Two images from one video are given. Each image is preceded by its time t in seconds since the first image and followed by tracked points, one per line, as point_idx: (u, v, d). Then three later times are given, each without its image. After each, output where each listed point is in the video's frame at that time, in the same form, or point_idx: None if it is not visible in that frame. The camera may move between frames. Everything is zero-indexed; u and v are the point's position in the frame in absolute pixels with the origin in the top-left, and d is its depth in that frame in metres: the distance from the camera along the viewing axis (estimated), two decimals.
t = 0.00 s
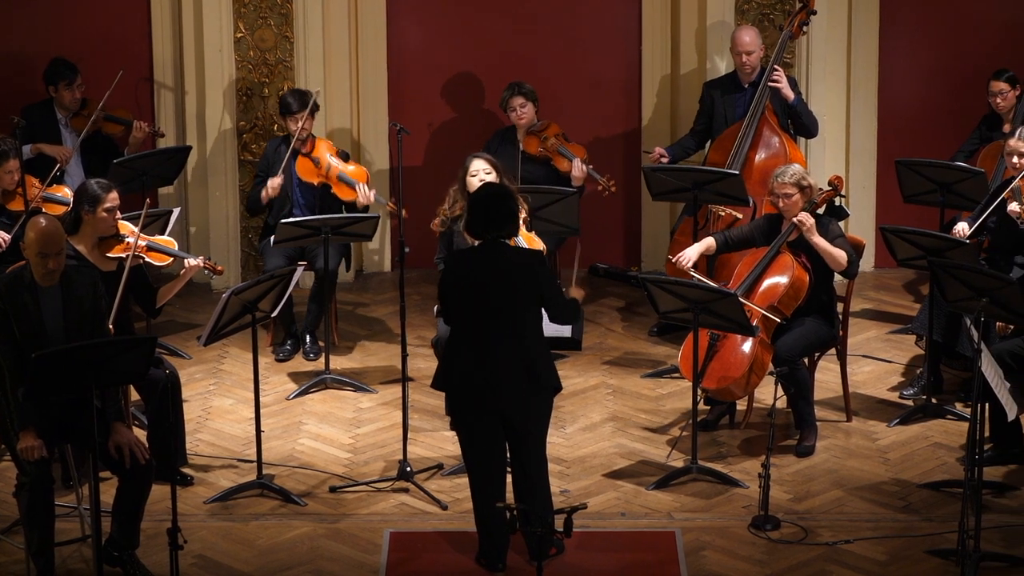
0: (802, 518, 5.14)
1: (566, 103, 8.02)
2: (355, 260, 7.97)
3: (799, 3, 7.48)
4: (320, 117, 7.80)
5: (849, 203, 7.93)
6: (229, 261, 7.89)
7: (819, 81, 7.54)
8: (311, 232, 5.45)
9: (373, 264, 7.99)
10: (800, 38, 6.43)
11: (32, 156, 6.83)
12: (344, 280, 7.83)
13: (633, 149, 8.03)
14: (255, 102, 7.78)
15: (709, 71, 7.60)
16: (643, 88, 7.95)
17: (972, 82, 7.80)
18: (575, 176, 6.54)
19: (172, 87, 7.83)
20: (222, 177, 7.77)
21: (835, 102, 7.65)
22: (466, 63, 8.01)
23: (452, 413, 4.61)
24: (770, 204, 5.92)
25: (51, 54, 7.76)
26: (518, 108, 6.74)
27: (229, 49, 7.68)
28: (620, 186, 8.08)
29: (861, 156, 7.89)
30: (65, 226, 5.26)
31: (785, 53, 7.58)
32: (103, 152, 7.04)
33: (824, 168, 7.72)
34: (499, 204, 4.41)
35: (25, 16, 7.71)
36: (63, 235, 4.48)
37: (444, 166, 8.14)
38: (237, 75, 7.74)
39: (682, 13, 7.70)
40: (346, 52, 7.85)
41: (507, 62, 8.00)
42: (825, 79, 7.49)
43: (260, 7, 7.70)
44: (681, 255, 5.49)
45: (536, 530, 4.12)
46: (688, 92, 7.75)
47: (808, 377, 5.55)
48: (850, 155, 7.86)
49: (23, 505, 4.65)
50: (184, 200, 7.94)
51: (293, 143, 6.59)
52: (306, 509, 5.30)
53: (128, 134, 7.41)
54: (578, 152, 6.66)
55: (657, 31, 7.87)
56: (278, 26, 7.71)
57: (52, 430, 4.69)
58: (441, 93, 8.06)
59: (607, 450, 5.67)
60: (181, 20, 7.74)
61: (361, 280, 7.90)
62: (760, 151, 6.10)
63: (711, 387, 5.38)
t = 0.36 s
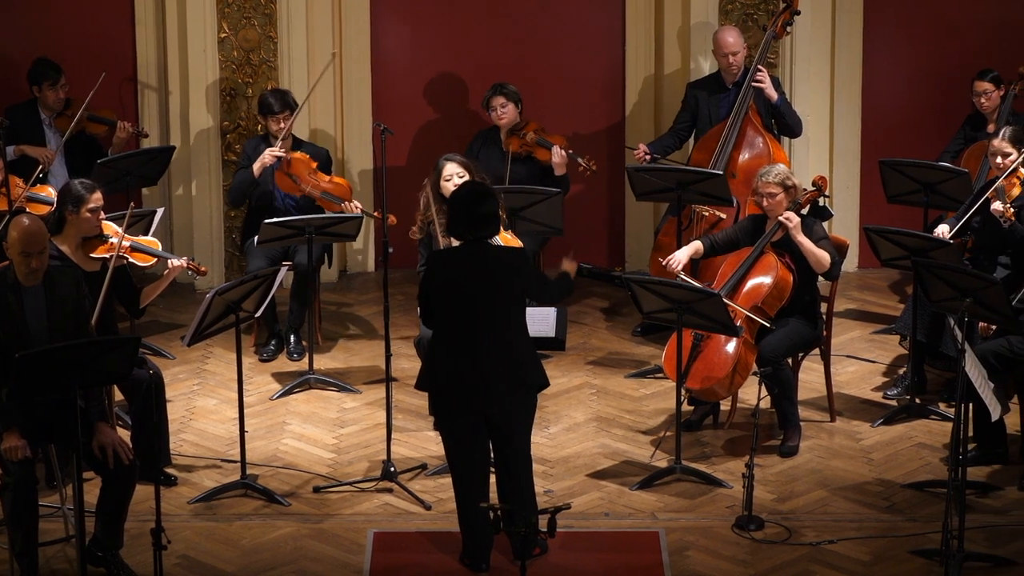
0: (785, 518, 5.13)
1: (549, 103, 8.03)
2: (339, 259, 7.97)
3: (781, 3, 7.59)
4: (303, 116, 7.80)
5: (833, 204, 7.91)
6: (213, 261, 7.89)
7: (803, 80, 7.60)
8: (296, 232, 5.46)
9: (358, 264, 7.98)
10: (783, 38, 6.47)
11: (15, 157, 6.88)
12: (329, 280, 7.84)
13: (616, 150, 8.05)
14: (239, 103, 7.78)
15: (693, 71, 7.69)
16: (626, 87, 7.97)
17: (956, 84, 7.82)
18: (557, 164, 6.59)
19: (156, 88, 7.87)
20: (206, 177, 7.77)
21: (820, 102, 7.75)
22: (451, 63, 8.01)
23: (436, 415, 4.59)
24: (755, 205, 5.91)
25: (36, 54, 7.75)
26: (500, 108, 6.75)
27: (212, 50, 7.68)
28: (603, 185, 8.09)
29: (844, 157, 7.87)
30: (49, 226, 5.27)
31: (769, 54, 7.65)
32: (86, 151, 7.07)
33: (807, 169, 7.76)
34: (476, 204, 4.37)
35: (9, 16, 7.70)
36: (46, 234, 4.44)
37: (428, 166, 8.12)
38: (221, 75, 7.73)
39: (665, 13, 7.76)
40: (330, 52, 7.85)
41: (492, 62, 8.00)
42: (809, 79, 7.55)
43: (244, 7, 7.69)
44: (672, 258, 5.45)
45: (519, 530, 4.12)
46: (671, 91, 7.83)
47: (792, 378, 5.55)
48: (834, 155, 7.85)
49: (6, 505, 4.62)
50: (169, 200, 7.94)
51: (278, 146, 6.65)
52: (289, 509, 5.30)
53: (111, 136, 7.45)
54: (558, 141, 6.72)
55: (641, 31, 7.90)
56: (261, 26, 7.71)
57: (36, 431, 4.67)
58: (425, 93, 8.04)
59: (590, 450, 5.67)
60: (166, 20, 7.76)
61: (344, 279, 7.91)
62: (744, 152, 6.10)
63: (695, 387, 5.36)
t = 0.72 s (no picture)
0: (769, 518, 5.13)
1: (533, 103, 8.04)
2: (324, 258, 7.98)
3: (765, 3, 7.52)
4: (287, 116, 7.77)
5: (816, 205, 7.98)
6: (196, 261, 7.88)
7: (786, 79, 7.59)
8: (279, 233, 5.47)
9: (342, 264, 7.99)
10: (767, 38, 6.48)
11: None
12: (312, 280, 7.85)
13: (600, 151, 8.06)
14: (223, 103, 7.77)
15: (676, 70, 7.67)
16: (608, 87, 7.99)
17: (938, 85, 7.84)
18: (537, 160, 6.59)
19: (140, 88, 7.86)
20: (190, 176, 7.77)
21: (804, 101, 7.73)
22: (436, 64, 8.02)
23: (420, 417, 4.58)
24: (739, 206, 5.93)
25: (20, 54, 7.75)
26: (487, 111, 6.75)
27: (196, 50, 7.68)
28: (587, 185, 8.10)
29: (829, 157, 7.93)
30: (32, 228, 5.22)
31: (752, 54, 7.65)
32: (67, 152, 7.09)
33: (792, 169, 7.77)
34: (455, 204, 4.37)
35: None
36: (30, 235, 4.42)
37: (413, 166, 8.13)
38: (205, 76, 7.72)
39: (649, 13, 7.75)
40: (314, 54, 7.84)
41: (476, 62, 8.01)
42: (792, 79, 7.55)
43: (227, 7, 7.68)
44: (664, 263, 5.55)
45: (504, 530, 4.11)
46: (654, 90, 7.81)
47: (776, 378, 5.55)
48: (818, 155, 7.88)
49: None
50: (152, 200, 7.95)
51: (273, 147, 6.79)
52: (273, 509, 5.29)
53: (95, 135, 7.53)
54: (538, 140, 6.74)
55: (625, 30, 7.91)
56: (245, 26, 7.70)
57: (19, 431, 4.65)
58: (410, 94, 8.05)
59: (575, 450, 5.67)
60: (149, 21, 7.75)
61: (328, 278, 7.91)
62: (727, 152, 6.11)
63: (679, 388, 5.36)
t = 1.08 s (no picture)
0: (753, 518, 5.12)
1: (518, 103, 8.05)
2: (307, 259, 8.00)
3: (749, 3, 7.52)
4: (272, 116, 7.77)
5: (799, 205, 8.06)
6: (181, 261, 7.89)
7: (771, 81, 7.59)
8: (263, 233, 5.48)
9: (325, 265, 8.02)
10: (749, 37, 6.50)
11: None
12: (296, 281, 7.87)
13: (585, 151, 8.08)
14: (207, 103, 7.76)
15: (660, 70, 7.65)
16: (592, 86, 8.01)
17: (919, 86, 7.90)
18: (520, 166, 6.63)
19: (123, 89, 7.85)
20: (174, 176, 7.77)
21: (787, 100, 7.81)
22: (420, 64, 8.03)
23: (404, 420, 4.53)
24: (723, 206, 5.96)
25: (4, 55, 7.75)
26: (472, 113, 6.75)
27: (180, 50, 7.68)
28: (572, 185, 8.13)
29: (812, 158, 8.02)
30: (16, 228, 5.19)
31: (736, 54, 7.66)
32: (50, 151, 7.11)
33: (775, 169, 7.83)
34: (437, 204, 4.33)
35: None
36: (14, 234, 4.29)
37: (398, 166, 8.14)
38: (189, 76, 7.73)
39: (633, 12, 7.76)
40: (298, 54, 7.82)
41: (460, 62, 8.02)
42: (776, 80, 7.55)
43: (212, 8, 7.68)
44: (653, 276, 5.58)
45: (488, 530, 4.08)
46: (638, 89, 7.81)
47: (760, 378, 5.56)
48: (800, 155, 7.98)
49: None
50: (137, 201, 7.95)
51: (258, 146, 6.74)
52: (257, 509, 5.28)
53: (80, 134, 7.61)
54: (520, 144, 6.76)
55: (608, 30, 7.93)
56: (230, 27, 7.70)
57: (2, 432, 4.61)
58: (395, 94, 8.06)
59: (559, 450, 5.67)
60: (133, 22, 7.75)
61: (312, 279, 7.93)
62: (710, 151, 6.14)
63: (663, 388, 5.35)
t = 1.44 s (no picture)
0: (737, 518, 5.12)
1: (501, 104, 8.06)
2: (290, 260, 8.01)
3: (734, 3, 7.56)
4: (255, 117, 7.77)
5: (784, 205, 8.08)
6: (164, 261, 7.88)
7: (754, 81, 7.61)
8: (246, 233, 5.49)
9: (309, 266, 8.02)
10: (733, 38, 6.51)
11: None
12: (280, 281, 7.88)
13: (568, 152, 8.10)
14: (190, 103, 7.76)
15: (644, 70, 7.67)
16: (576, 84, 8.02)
17: (903, 86, 7.93)
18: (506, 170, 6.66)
19: (108, 89, 7.86)
20: (157, 177, 7.77)
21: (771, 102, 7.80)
22: (404, 64, 8.03)
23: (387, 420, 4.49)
24: (707, 206, 5.95)
25: None
26: (457, 114, 6.73)
27: (164, 50, 7.68)
28: (556, 186, 8.14)
29: (796, 158, 8.03)
30: None
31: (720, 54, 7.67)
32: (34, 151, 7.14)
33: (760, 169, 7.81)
34: (420, 206, 4.30)
35: None
36: None
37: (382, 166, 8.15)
38: (173, 77, 7.72)
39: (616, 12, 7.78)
40: (281, 54, 7.83)
41: (444, 63, 8.03)
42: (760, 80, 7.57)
43: (195, 8, 7.68)
44: (629, 272, 5.54)
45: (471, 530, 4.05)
46: (622, 89, 7.83)
47: (744, 379, 5.56)
48: (785, 155, 7.99)
49: None
50: (120, 201, 7.95)
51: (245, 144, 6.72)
52: (241, 509, 5.28)
53: (65, 134, 7.65)
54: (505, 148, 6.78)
55: (591, 30, 7.95)
56: (213, 27, 7.71)
57: None
58: (379, 94, 8.07)
59: (542, 451, 5.67)
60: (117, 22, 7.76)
61: (295, 280, 7.94)
62: (695, 152, 6.15)
63: (647, 388, 5.35)
